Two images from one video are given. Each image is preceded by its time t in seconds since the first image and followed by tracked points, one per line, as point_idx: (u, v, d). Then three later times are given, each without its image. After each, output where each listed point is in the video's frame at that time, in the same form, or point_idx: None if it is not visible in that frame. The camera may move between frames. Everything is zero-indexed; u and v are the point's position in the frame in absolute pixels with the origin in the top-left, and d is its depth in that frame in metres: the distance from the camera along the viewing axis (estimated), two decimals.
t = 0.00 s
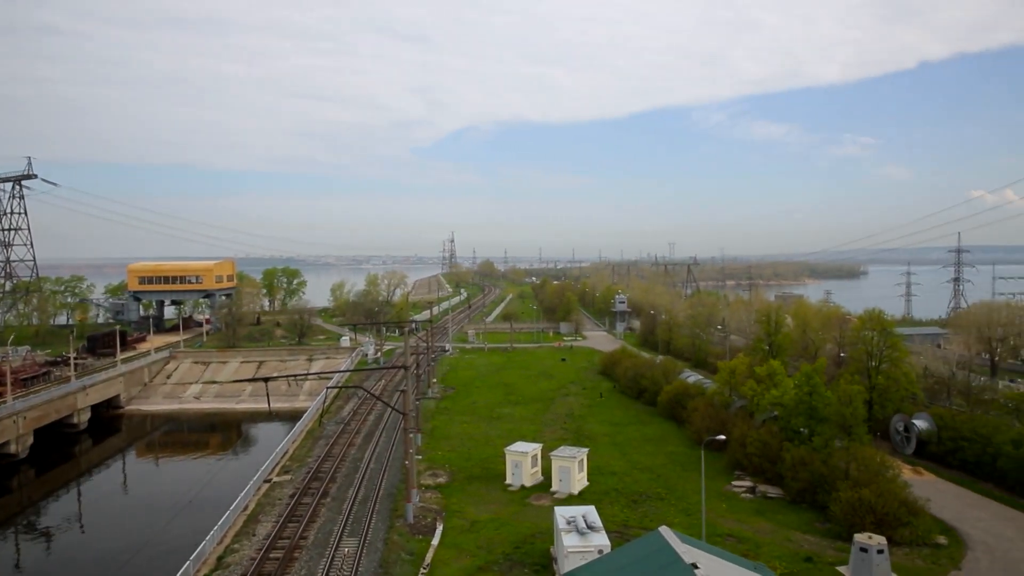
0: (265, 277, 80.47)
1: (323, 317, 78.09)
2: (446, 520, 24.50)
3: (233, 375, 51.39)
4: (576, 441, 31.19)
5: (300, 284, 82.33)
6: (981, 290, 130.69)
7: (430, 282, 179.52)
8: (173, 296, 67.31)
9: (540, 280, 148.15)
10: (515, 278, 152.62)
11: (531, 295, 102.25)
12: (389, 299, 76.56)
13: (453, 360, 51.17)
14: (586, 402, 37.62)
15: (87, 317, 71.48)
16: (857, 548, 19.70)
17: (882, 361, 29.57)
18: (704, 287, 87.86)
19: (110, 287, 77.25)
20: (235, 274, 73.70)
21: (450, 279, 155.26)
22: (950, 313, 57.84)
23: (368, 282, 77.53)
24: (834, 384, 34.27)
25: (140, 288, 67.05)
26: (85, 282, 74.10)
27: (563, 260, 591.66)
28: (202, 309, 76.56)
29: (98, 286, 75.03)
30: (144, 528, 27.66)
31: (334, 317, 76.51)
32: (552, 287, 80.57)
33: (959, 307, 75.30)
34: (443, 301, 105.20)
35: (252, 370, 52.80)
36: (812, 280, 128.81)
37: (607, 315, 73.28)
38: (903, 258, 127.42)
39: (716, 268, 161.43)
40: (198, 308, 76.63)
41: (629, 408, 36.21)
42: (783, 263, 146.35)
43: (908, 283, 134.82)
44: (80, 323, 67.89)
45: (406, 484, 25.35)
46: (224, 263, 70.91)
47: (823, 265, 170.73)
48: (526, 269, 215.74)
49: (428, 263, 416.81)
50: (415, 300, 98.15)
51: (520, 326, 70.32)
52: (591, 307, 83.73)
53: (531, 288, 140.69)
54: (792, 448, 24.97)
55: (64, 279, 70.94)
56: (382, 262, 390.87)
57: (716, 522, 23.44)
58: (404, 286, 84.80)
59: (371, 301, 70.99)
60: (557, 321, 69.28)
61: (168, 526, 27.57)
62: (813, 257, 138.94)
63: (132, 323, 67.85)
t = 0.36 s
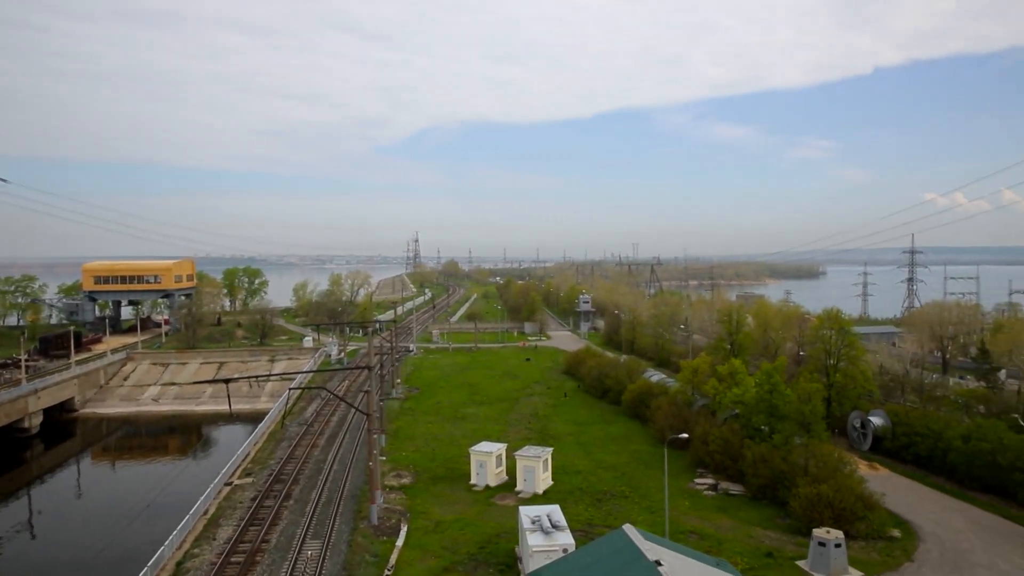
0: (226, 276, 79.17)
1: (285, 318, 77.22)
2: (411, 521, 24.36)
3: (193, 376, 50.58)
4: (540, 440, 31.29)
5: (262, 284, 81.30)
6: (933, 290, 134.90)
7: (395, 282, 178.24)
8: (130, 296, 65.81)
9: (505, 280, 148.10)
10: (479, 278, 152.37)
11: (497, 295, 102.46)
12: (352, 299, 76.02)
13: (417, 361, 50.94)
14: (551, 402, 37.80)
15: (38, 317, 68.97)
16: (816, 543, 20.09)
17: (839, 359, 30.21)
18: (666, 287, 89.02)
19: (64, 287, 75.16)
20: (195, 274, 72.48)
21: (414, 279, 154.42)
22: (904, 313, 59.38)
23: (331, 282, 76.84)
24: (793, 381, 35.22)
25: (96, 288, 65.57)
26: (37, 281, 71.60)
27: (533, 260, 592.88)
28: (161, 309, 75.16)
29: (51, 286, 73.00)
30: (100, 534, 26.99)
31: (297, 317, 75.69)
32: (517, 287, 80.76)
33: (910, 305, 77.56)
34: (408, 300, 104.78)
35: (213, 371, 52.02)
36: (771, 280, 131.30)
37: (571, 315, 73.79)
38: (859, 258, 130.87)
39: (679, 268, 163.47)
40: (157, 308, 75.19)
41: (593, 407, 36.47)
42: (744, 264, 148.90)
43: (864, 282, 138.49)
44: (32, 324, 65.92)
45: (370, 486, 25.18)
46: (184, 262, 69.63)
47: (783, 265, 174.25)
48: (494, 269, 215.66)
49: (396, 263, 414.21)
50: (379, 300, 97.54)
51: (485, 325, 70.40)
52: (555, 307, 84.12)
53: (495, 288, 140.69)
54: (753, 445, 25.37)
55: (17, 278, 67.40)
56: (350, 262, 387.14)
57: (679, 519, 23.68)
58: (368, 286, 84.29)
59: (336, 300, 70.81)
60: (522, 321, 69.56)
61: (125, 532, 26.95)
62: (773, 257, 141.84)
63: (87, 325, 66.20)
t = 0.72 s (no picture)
0: (190, 276, 77.98)
1: (250, 318, 76.28)
2: (378, 522, 24.21)
3: (156, 377, 49.86)
4: (508, 440, 31.34)
5: (227, 284, 80.24)
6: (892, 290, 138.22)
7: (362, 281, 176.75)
8: (90, 296, 64.51)
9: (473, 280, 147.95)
10: (447, 278, 151.96)
11: (465, 295, 102.40)
12: (319, 298, 75.37)
13: (384, 361, 50.64)
14: (519, 402, 37.88)
15: None
16: (780, 538, 20.40)
17: (803, 358, 30.73)
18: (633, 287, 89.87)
19: (19, 287, 73.20)
20: (158, 273, 71.27)
21: (382, 279, 153.52)
22: (864, 313, 60.47)
23: (297, 281, 76.10)
24: (758, 379, 35.85)
25: (53, 288, 64.01)
26: None
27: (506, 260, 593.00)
28: (121, 309, 73.61)
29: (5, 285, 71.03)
30: (57, 540, 26.30)
31: (262, 317, 74.84)
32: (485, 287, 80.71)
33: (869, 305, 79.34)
34: (376, 300, 104.23)
35: (176, 372, 51.31)
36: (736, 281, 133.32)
37: (539, 314, 74.09)
38: (821, 259, 133.63)
39: (647, 268, 165.00)
40: (117, 308, 73.70)
41: (560, 407, 36.63)
42: (711, 265, 150.98)
43: (826, 283, 141.38)
44: None
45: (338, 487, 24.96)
46: (146, 261, 68.43)
47: (748, 265, 177.10)
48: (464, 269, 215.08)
49: (367, 263, 411.21)
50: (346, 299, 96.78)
51: (453, 325, 70.36)
52: (523, 307, 84.26)
53: (463, 287, 140.46)
54: (718, 444, 25.66)
55: None
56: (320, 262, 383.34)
57: (646, 517, 23.84)
58: (336, 286, 83.67)
59: (303, 301, 70.58)
60: (490, 321, 69.63)
61: (84, 538, 26.31)
62: (739, 258, 144.02)
63: (44, 325, 64.62)
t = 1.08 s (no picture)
0: (156, 275, 76.82)
1: (219, 318, 75.37)
2: (349, 524, 24.03)
3: (121, 379, 49.26)
4: (479, 439, 31.33)
5: (194, 283, 79.22)
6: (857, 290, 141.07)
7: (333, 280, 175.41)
8: (52, 296, 63.20)
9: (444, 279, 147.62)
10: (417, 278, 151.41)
11: (437, 295, 102.26)
12: (289, 298, 74.71)
13: (354, 361, 50.29)
14: (490, 401, 37.91)
15: None
16: (749, 535, 20.64)
17: (771, 357, 31.17)
18: (603, 287, 90.43)
19: None
20: (123, 273, 70.10)
21: (352, 278, 152.55)
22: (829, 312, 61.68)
23: (267, 281, 75.36)
24: (727, 379, 36.38)
25: (13, 287, 62.51)
26: None
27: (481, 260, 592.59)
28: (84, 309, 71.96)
29: None
30: (18, 546, 25.65)
31: (230, 317, 74.01)
32: (457, 286, 80.57)
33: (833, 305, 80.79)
34: (347, 299, 103.65)
35: (141, 373, 50.60)
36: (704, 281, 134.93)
37: (510, 314, 74.29)
38: (789, 258, 135.87)
39: (618, 268, 166.03)
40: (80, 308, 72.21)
41: (532, 407, 36.72)
42: (681, 265, 152.66)
43: (793, 283, 143.64)
44: None
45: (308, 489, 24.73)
46: (111, 261, 67.28)
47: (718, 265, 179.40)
48: (437, 269, 214.35)
49: (341, 263, 408.01)
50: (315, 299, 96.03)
51: (425, 325, 70.25)
52: (495, 307, 84.22)
53: (434, 287, 140.12)
54: (689, 442, 25.91)
55: None
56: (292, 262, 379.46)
57: (617, 516, 23.97)
58: (305, 286, 83.02)
59: (272, 301, 69.81)
60: (461, 321, 69.64)
61: (46, 543, 25.69)
62: (709, 257, 145.72)
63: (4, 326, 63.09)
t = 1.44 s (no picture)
0: (119, 275, 75.47)
1: (184, 318, 74.27)
2: (317, 525, 23.83)
3: (83, 381, 48.54)
4: (449, 439, 31.27)
5: (159, 283, 78.00)
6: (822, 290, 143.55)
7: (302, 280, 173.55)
8: (10, 296, 61.81)
9: (414, 279, 146.93)
10: (386, 277, 150.44)
11: (407, 294, 101.84)
12: (256, 298, 73.88)
13: (322, 361, 49.93)
14: (460, 401, 37.88)
15: None
16: (717, 532, 20.86)
17: (738, 356, 31.60)
18: (573, 287, 90.95)
19: None
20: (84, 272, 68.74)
21: (321, 278, 151.05)
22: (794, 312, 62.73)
23: (233, 281, 74.43)
24: (695, 377, 36.84)
25: None
26: None
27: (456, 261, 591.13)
28: (42, 309, 67.89)
29: None
30: None
31: (196, 317, 72.96)
32: (426, 285, 80.31)
33: (798, 305, 82.18)
34: (315, 299, 102.74)
35: (103, 375, 49.79)
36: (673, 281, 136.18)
37: (480, 314, 74.29)
38: (756, 258, 137.82)
39: (589, 268, 166.87)
40: (38, 308, 67.99)
41: (502, 406, 36.77)
42: (651, 265, 153.95)
43: (761, 283, 145.74)
44: None
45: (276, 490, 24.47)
46: (72, 260, 65.97)
47: (687, 265, 181.38)
48: (409, 270, 213.34)
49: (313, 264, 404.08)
50: (282, 299, 95.02)
51: (394, 325, 69.96)
52: (465, 307, 84.17)
53: (404, 286, 139.30)
54: (657, 441, 26.16)
55: None
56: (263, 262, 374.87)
57: (587, 514, 24.08)
58: (273, 286, 82.18)
59: (239, 301, 69.49)
60: (431, 320, 69.47)
61: (3, 550, 25.02)
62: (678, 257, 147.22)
63: None
